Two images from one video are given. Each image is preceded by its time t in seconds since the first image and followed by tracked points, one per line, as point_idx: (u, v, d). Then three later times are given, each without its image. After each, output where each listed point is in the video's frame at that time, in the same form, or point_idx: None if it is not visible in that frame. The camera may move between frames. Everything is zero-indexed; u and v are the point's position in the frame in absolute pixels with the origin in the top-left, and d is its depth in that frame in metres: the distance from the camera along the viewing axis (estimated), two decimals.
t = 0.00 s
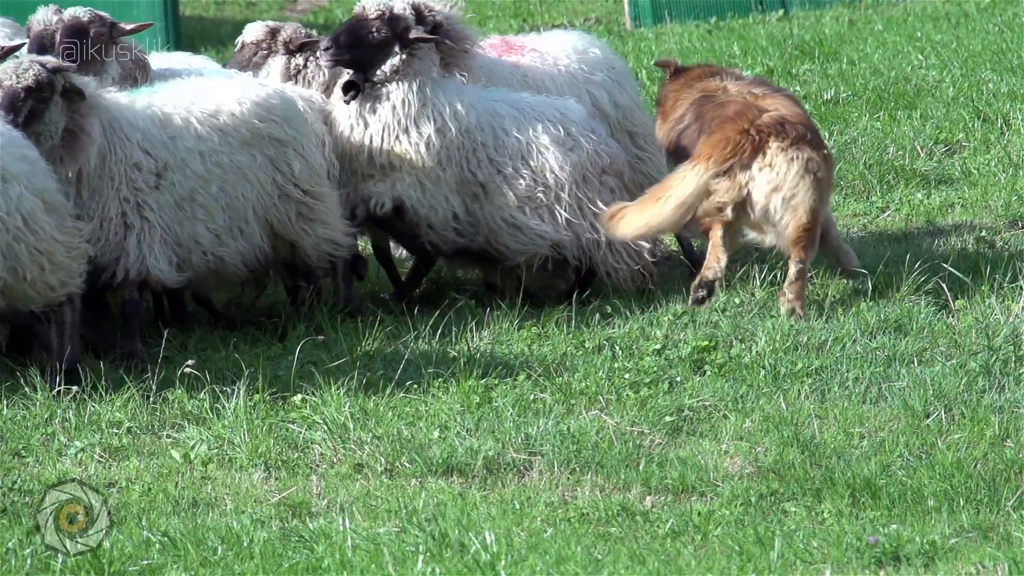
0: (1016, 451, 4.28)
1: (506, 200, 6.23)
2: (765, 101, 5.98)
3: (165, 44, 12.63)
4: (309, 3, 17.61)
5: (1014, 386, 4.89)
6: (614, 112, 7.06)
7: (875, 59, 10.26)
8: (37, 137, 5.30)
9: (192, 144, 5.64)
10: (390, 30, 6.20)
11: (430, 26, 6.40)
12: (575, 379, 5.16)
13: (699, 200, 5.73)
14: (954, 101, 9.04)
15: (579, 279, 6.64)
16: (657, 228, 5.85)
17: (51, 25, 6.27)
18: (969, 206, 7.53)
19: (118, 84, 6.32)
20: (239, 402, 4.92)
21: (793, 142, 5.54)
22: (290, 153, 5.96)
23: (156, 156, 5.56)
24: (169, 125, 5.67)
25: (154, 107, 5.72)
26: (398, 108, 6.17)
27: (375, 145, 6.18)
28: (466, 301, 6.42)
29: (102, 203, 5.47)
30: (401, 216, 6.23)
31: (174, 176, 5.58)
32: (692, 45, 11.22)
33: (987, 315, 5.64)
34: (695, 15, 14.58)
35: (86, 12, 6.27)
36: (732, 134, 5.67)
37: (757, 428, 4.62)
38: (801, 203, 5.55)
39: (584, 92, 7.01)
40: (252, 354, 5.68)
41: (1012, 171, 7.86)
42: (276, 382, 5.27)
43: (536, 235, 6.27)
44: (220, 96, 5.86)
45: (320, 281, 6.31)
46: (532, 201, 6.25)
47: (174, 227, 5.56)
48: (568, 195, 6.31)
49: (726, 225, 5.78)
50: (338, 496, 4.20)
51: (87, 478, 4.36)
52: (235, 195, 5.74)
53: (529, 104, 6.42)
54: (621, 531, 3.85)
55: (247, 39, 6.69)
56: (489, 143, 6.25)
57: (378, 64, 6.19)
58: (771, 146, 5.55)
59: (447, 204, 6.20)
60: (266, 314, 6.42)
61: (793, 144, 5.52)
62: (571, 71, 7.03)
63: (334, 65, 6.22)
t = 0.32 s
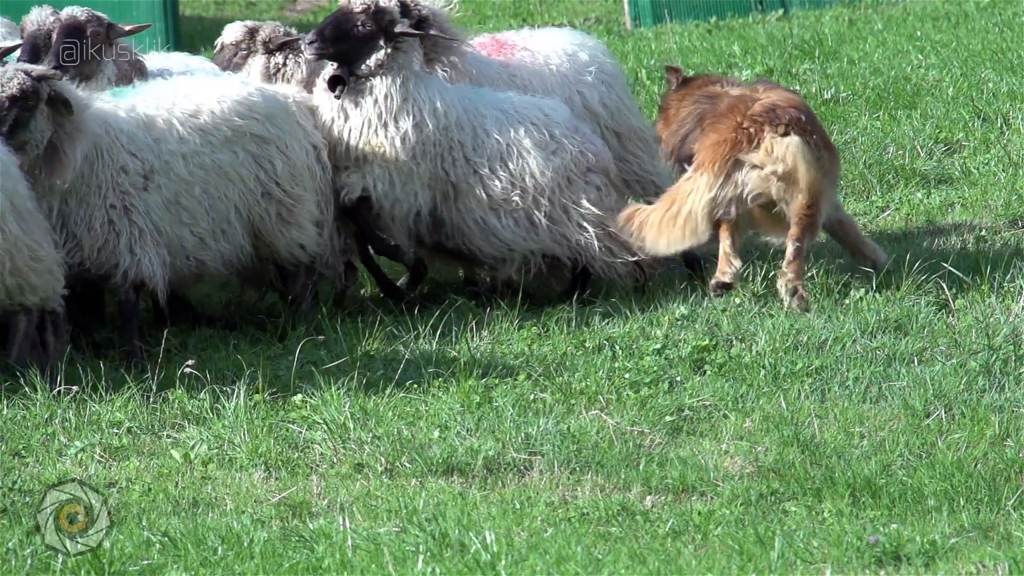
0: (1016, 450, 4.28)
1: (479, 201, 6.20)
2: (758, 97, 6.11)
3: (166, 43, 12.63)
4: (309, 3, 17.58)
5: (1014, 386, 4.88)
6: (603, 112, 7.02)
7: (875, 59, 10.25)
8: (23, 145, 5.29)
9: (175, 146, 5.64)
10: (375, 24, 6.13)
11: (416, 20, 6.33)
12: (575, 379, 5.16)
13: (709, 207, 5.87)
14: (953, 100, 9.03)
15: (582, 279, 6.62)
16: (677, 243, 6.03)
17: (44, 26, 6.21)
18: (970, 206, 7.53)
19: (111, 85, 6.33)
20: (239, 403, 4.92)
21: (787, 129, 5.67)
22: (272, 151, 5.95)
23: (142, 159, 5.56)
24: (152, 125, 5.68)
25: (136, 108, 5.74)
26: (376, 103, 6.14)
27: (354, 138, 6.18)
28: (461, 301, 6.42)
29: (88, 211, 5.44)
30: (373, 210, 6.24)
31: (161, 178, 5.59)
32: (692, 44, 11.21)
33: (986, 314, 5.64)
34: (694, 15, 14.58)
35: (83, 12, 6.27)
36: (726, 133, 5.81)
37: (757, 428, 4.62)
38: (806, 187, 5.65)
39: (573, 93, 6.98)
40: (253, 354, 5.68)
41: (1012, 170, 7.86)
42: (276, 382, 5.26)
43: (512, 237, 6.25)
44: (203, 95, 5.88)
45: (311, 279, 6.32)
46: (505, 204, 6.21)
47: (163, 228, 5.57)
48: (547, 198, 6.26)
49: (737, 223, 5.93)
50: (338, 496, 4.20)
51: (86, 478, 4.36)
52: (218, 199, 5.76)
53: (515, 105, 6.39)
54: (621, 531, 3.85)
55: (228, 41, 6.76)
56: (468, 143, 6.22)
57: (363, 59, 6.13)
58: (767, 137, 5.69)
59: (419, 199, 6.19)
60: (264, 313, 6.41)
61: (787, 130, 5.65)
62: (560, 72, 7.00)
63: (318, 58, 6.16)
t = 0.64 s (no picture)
0: (1018, 450, 4.28)
1: (455, 197, 6.18)
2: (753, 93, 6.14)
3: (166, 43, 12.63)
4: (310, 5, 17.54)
5: (1015, 386, 4.88)
6: (591, 115, 7.01)
7: (875, 58, 10.25)
8: (10, 153, 5.19)
9: (163, 143, 5.66)
10: (358, 18, 6.12)
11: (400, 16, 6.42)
12: (576, 379, 5.16)
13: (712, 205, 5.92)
14: (954, 100, 9.03)
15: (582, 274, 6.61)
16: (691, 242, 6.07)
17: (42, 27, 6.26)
18: (971, 206, 7.53)
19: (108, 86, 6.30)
20: (240, 403, 4.92)
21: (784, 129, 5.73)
22: (256, 149, 5.93)
23: (133, 154, 5.57)
24: (139, 122, 5.69)
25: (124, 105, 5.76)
26: (356, 96, 6.12)
27: (335, 130, 6.17)
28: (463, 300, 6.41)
29: (82, 213, 5.43)
30: (351, 206, 6.25)
31: (152, 174, 5.60)
32: (692, 44, 11.21)
33: (987, 314, 5.63)
34: (695, 15, 14.57)
35: (82, 13, 6.26)
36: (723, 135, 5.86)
37: (758, 428, 4.62)
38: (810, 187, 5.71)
39: (565, 95, 6.95)
40: (253, 354, 5.68)
41: (1013, 170, 7.85)
42: (277, 382, 5.26)
43: (482, 238, 6.23)
44: (186, 94, 5.87)
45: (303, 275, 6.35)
46: (478, 202, 6.18)
47: (157, 225, 5.57)
48: (519, 199, 6.20)
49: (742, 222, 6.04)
50: (339, 496, 4.20)
51: (87, 478, 4.36)
52: (205, 197, 5.76)
53: (495, 104, 6.34)
54: (621, 531, 3.85)
55: (208, 43, 6.79)
56: (447, 136, 6.19)
57: (346, 52, 6.11)
58: (763, 137, 5.75)
59: (395, 193, 6.17)
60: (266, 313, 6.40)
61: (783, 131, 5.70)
62: (550, 73, 6.97)
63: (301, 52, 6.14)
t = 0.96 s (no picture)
0: (1019, 450, 4.28)
1: (432, 188, 6.15)
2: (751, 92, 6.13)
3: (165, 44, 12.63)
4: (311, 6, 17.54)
5: (1016, 386, 4.88)
6: (579, 121, 6.83)
7: (876, 58, 10.24)
8: None
9: (152, 140, 5.58)
10: (339, 16, 6.12)
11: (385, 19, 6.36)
12: (577, 379, 5.16)
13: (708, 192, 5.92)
14: (955, 100, 9.03)
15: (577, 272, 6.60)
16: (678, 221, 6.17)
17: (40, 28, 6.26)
18: (972, 206, 7.53)
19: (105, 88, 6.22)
20: (241, 403, 4.92)
21: (783, 132, 5.72)
22: (242, 147, 5.80)
23: (123, 150, 5.50)
24: (126, 121, 5.61)
25: (112, 100, 5.70)
26: (337, 92, 6.12)
27: (317, 125, 6.16)
28: (464, 298, 6.43)
29: (78, 212, 5.38)
30: (338, 205, 6.22)
31: (143, 169, 5.52)
32: (692, 44, 11.21)
33: (988, 314, 5.63)
34: (697, 14, 14.57)
35: (81, 16, 6.23)
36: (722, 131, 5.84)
37: (759, 428, 4.62)
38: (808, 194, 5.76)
39: (556, 99, 6.79)
40: (254, 354, 5.68)
41: (1014, 170, 7.85)
42: (278, 382, 5.26)
43: (455, 230, 6.19)
44: (172, 93, 5.77)
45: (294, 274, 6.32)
46: (453, 194, 6.14)
47: (150, 221, 5.49)
48: (492, 191, 6.13)
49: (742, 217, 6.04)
50: (340, 496, 4.20)
51: (88, 478, 4.36)
52: (196, 194, 5.66)
53: (473, 96, 6.28)
54: (622, 531, 3.85)
55: (185, 48, 6.59)
56: (425, 126, 6.17)
57: (326, 50, 6.10)
58: (765, 139, 5.74)
59: (377, 186, 6.15)
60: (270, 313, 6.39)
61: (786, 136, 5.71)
62: (539, 75, 6.82)
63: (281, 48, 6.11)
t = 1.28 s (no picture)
0: (1020, 452, 4.27)
1: (414, 176, 6.07)
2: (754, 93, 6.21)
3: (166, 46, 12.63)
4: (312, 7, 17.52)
5: (1017, 387, 4.88)
6: (567, 130, 6.66)
7: (877, 59, 10.24)
8: None
9: (140, 140, 5.46)
10: (316, 20, 5.93)
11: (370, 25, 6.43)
12: (578, 380, 5.16)
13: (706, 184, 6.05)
14: (956, 101, 9.02)
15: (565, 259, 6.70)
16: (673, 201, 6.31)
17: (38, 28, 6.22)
18: (972, 207, 7.53)
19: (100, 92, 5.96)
20: (242, 405, 4.92)
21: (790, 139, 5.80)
22: (231, 147, 5.66)
23: (112, 152, 5.39)
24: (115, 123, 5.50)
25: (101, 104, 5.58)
26: (319, 94, 5.97)
27: (300, 126, 6.02)
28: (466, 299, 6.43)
29: (69, 212, 5.29)
30: (329, 208, 6.11)
31: (133, 169, 5.40)
32: (693, 46, 11.21)
33: (989, 315, 5.63)
34: (698, 15, 14.56)
35: (78, 19, 5.94)
36: (729, 141, 5.96)
37: (760, 429, 4.62)
38: (816, 201, 5.90)
39: (546, 104, 6.63)
40: (254, 355, 5.68)
41: (1016, 171, 7.85)
42: (279, 383, 5.25)
43: (438, 218, 6.13)
44: (162, 93, 5.63)
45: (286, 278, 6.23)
46: (434, 180, 6.09)
47: (141, 221, 5.38)
48: (470, 176, 6.12)
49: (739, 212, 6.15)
50: (341, 498, 4.21)
51: (89, 480, 4.37)
52: (186, 194, 5.54)
53: (446, 87, 6.23)
54: (623, 533, 3.85)
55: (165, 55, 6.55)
56: (402, 116, 6.07)
57: (302, 55, 5.94)
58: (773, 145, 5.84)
59: (366, 185, 6.05)
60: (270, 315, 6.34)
61: (794, 143, 5.79)
62: (527, 81, 6.66)
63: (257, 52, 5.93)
